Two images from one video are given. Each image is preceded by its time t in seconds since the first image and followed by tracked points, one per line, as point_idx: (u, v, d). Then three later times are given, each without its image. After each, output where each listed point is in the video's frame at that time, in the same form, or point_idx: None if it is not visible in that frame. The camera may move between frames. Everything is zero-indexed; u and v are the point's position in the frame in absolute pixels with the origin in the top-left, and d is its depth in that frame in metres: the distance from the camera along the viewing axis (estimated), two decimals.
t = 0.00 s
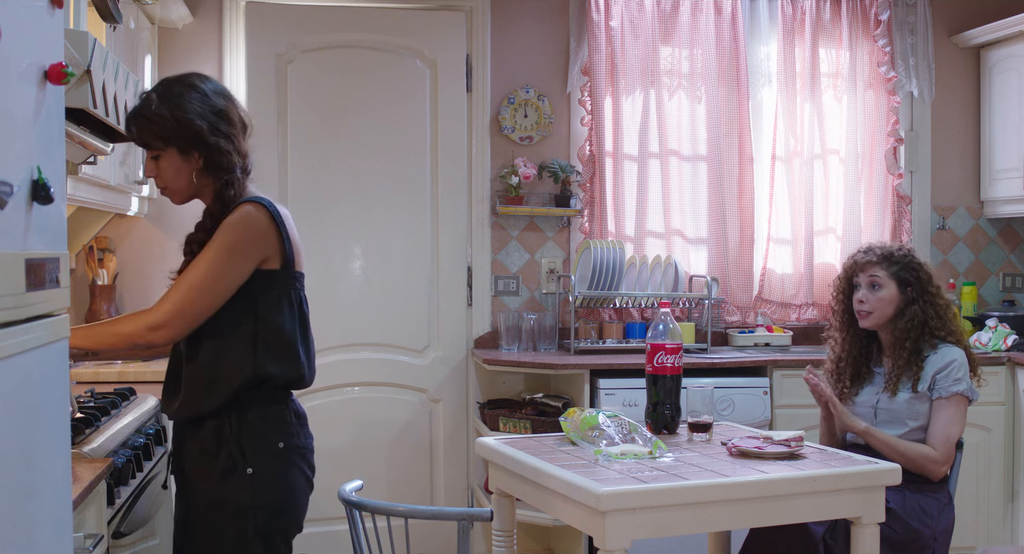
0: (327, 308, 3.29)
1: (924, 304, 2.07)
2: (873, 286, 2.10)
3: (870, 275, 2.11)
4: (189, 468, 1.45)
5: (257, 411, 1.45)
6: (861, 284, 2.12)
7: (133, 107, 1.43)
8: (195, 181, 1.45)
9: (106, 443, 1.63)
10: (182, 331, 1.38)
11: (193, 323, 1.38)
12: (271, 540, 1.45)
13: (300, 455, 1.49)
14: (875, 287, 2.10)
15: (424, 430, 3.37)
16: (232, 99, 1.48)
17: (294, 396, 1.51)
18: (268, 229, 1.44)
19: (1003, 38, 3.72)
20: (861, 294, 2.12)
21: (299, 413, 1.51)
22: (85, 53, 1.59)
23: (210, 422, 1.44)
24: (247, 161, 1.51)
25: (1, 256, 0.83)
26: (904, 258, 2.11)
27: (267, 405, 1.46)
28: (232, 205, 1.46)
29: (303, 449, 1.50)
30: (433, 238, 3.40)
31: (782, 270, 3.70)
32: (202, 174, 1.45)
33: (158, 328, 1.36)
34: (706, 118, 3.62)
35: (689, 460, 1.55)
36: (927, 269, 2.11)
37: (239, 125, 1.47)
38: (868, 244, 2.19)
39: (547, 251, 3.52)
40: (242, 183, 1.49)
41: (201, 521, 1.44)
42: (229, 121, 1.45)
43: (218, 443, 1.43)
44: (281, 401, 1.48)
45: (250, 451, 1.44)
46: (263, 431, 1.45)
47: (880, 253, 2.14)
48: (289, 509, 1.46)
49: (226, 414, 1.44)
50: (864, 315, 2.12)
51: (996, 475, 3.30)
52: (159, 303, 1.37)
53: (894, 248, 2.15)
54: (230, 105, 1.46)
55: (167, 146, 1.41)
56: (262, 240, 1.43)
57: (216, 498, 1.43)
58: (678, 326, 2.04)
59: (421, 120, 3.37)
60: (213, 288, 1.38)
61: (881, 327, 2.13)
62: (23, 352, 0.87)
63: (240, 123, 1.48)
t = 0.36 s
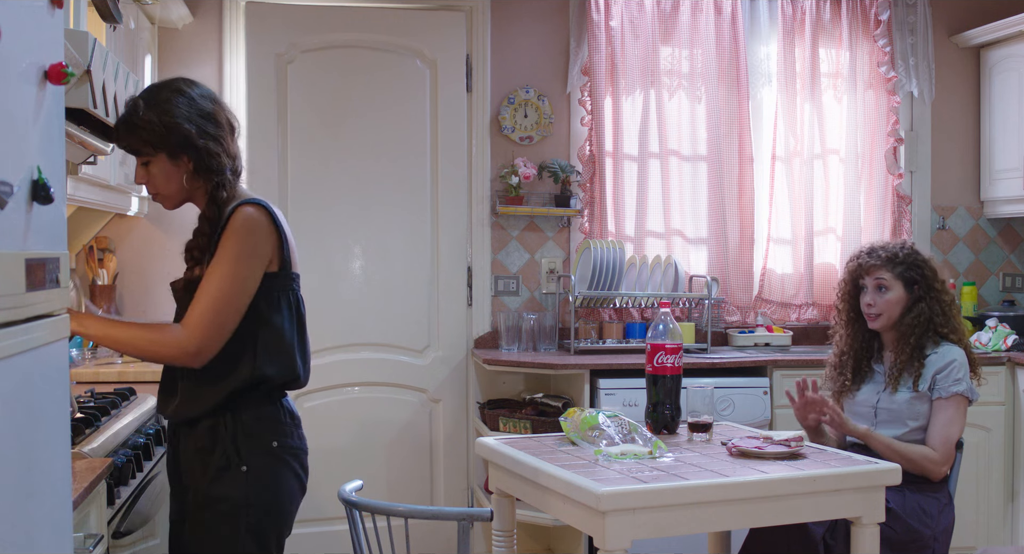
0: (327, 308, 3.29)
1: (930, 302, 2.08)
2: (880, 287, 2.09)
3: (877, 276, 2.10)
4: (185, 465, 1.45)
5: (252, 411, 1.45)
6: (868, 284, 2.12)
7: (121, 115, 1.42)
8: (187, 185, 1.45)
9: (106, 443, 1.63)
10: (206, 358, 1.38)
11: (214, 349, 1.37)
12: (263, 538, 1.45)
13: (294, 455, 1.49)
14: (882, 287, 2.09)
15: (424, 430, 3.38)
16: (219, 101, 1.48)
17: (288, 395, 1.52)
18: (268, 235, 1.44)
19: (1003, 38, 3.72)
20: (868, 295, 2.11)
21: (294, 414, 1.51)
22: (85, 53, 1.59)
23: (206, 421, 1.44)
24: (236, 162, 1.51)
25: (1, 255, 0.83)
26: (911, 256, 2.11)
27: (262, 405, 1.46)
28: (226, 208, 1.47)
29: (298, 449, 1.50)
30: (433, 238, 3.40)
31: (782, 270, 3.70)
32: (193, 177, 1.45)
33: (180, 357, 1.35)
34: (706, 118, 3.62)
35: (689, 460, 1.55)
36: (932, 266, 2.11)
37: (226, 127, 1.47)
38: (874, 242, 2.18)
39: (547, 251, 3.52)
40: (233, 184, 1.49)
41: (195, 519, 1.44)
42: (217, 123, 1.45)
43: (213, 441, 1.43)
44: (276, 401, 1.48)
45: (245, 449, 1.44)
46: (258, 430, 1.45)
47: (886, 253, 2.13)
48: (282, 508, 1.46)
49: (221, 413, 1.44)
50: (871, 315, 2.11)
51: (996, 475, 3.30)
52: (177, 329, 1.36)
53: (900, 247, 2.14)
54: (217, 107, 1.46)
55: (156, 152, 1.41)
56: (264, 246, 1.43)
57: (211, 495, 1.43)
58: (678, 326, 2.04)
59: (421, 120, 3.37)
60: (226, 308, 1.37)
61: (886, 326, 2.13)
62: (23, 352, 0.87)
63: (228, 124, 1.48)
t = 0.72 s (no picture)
0: (327, 308, 3.29)
1: (932, 303, 2.08)
2: (882, 288, 2.09)
3: (879, 277, 2.11)
4: (182, 471, 1.46)
5: (248, 414, 1.46)
6: (871, 286, 2.12)
7: (108, 121, 1.43)
8: (176, 188, 1.46)
9: (106, 443, 1.63)
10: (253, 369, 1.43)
11: (257, 358, 1.42)
12: (262, 542, 1.45)
13: (292, 458, 1.49)
14: (884, 289, 2.09)
15: (424, 430, 3.37)
16: (206, 102, 1.48)
17: (285, 397, 1.52)
18: (265, 236, 1.44)
19: (1003, 38, 3.72)
20: (870, 296, 2.11)
21: (292, 416, 1.51)
22: (85, 53, 1.59)
23: (202, 425, 1.45)
24: (226, 163, 1.50)
25: (1, 255, 0.83)
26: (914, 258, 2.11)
27: (259, 408, 1.47)
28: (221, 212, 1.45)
29: (295, 452, 1.49)
30: (433, 238, 3.40)
31: (782, 269, 3.70)
32: (182, 180, 1.45)
33: (229, 376, 1.40)
34: (706, 118, 3.62)
35: (688, 460, 1.55)
36: (936, 268, 2.11)
37: (213, 127, 1.47)
38: (877, 243, 2.18)
39: (547, 251, 3.52)
40: (224, 184, 1.49)
41: (194, 524, 1.44)
42: (204, 124, 1.45)
43: (209, 445, 1.44)
44: (273, 404, 1.49)
45: (241, 453, 1.44)
46: (254, 433, 1.45)
47: (889, 255, 2.13)
48: (280, 511, 1.46)
49: (217, 417, 1.45)
50: (873, 317, 2.12)
51: (996, 475, 3.30)
52: (214, 347, 1.38)
53: (903, 248, 2.15)
54: (204, 108, 1.46)
55: (144, 156, 1.41)
56: (266, 248, 1.43)
57: (208, 500, 1.43)
58: (678, 326, 2.04)
59: (421, 120, 3.37)
60: (255, 318, 1.40)
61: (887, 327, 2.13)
62: (23, 352, 0.87)
63: (215, 123, 1.48)
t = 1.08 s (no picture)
0: (327, 308, 3.29)
1: (928, 306, 2.07)
2: (876, 296, 2.09)
3: (873, 285, 2.10)
4: (183, 472, 1.46)
5: (250, 416, 1.46)
6: (865, 294, 2.11)
7: (113, 117, 1.44)
8: (180, 185, 1.45)
9: (106, 443, 1.63)
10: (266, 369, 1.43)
11: (269, 358, 1.42)
12: (261, 543, 1.45)
13: (293, 460, 1.49)
14: (880, 296, 2.09)
15: (424, 430, 3.37)
16: (210, 99, 1.48)
17: (287, 398, 1.52)
18: (271, 235, 1.44)
19: (1003, 38, 3.73)
20: (865, 304, 2.11)
21: (294, 418, 1.52)
22: (85, 53, 1.59)
23: (205, 425, 1.45)
24: (229, 160, 1.50)
25: (1, 255, 0.83)
26: (906, 262, 2.11)
27: (261, 409, 1.47)
28: (226, 211, 1.44)
29: (297, 454, 1.49)
30: (433, 238, 3.40)
31: (782, 269, 3.70)
32: (185, 177, 1.45)
33: (244, 378, 1.40)
34: (706, 118, 3.62)
35: (688, 460, 1.56)
36: (928, 270, 2.11)
37: (217, 123, 1.47)
38: (870, 247, 2.18)
39: (547, 251, 3.52)
40: (227, 182, 1.48)
41: (194, 525, 1.44)
42: (207, 121, 1.45)
43: (211, 445, 1.44)
44: (275, 405, 1.49)
45: (242, 454, 1.44)
46: (256, 434, 1.45)
47: (881, 261, 2.12)
48: (280, 513, 1.46)
49: (219, 418, 1.45)
50: (869, 324, 2.11)
51: (996, 475, 3.30)
52: (226, 350, 1.39)
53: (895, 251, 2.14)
54: (208, 105, 1.46)
55: (146, 151, 1.41)
56: (273, 247, 1.44)
57: (209, 501, 1.43)
58: (678, 326, 2.04)
59: (421, 120, 3.37)
60: (264, 317, 1.41)
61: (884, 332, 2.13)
62: (23, 352, 0.87)
63: (218, 120, 1.47)
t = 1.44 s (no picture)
0: (327, 308, 3.29)
1: (927, 306, 2.08)
2: (875, 292, 2.10)
3: (872, 282, 2.11)
4: (178, 473, 1.46)
5: (247, 419, 1.46)
6: (863, 290, 2.12)
7: (127, 113, 1.44)
8: (190, 182, 1.45)
9: (106, 443, 1.64)
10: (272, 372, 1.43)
11: (275, 360, 1.42)
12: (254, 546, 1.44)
13: (288, 463, 1.49)
14: (877, 293, 2.10)
15: (424, 430, 3.37)
16: (224, 98, 1.48)
17: (283, 401, 1.53)
18: (279, 238, 1.44)
19: (1003, 38, 3.72)
20: (864, 300, 2.11)
21: (290, 422, 1.52)
22: (85, 53, 1.59)
23: (202, 426, 1.45)
24: (241, 159, 1.50)
25: (1, 255, 0.83)
26: (904, 261, 2.11)
27: (257, 413, 1.47)
28: (237, 210, 1.44)
29: (292, 458, 1.50)
30: (433, 238, 3.40)
31: (782, 270, 3.70)
32: (196, 175, 1.45)
33: (248, 381, 1.40)
34: (706, 118, 3.62)
35: (688, 460, 1.56)
36: (929, 271, 2.11)
37: (230, 122, 1.47)
38: (868, 246, 2.19)
39: (547, 251, 3.52)
40: (238, 181, 1.48)
41: (188, 526, 1.44)
42: (220, 119, 1.45)
43: (207, 447, 1.44)
44: (272, 409, 1.50)
45: (238, 456, 1.44)
46: (252, 437, 1.45)
47: (882, 258, 2.13)
48: (273, 516, 1.46)
49: (216, 419, 1.45)
50: (867, 321, 2.12)
51: (996, 475, 3.30)
52: (233, 352, 1.39)
53: (895, 250, 2.15)
54: (221, 103, 1.46)
55: (158, 147, 1.42)
56: (281, 250, 1.44)
57: (203, 503, 1.43)
58: (678, 326, 2.05)
59: (421, 120, 3.37)
60: (271, 319, 1.40)
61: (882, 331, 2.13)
62: (23, 352, 0.87)
63: (231, 119, 1.48)
